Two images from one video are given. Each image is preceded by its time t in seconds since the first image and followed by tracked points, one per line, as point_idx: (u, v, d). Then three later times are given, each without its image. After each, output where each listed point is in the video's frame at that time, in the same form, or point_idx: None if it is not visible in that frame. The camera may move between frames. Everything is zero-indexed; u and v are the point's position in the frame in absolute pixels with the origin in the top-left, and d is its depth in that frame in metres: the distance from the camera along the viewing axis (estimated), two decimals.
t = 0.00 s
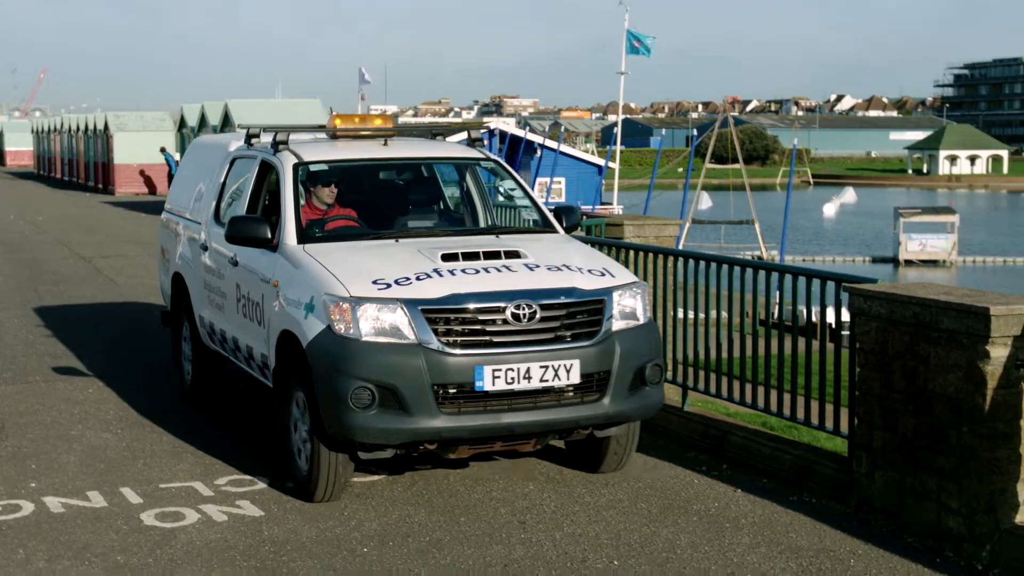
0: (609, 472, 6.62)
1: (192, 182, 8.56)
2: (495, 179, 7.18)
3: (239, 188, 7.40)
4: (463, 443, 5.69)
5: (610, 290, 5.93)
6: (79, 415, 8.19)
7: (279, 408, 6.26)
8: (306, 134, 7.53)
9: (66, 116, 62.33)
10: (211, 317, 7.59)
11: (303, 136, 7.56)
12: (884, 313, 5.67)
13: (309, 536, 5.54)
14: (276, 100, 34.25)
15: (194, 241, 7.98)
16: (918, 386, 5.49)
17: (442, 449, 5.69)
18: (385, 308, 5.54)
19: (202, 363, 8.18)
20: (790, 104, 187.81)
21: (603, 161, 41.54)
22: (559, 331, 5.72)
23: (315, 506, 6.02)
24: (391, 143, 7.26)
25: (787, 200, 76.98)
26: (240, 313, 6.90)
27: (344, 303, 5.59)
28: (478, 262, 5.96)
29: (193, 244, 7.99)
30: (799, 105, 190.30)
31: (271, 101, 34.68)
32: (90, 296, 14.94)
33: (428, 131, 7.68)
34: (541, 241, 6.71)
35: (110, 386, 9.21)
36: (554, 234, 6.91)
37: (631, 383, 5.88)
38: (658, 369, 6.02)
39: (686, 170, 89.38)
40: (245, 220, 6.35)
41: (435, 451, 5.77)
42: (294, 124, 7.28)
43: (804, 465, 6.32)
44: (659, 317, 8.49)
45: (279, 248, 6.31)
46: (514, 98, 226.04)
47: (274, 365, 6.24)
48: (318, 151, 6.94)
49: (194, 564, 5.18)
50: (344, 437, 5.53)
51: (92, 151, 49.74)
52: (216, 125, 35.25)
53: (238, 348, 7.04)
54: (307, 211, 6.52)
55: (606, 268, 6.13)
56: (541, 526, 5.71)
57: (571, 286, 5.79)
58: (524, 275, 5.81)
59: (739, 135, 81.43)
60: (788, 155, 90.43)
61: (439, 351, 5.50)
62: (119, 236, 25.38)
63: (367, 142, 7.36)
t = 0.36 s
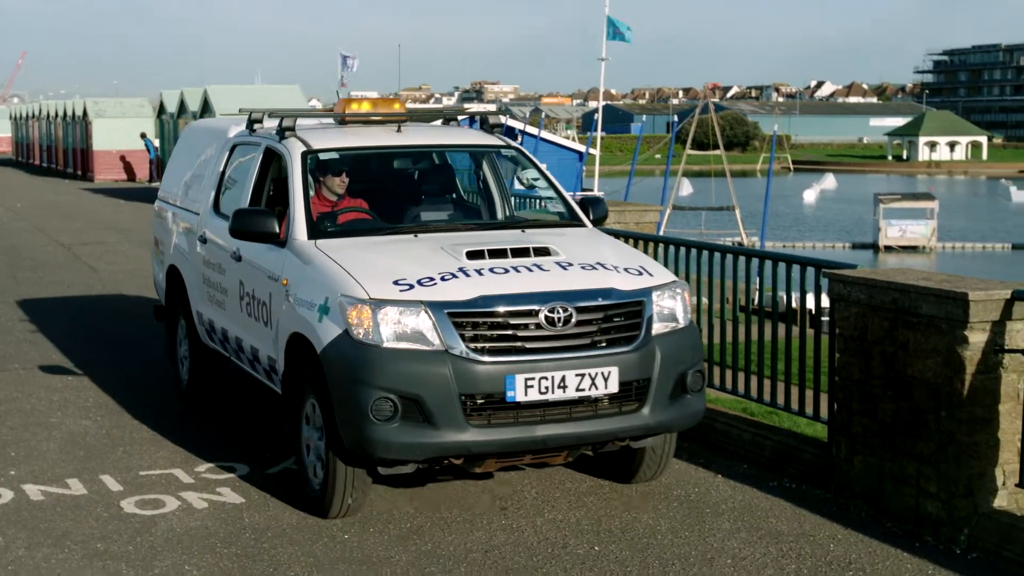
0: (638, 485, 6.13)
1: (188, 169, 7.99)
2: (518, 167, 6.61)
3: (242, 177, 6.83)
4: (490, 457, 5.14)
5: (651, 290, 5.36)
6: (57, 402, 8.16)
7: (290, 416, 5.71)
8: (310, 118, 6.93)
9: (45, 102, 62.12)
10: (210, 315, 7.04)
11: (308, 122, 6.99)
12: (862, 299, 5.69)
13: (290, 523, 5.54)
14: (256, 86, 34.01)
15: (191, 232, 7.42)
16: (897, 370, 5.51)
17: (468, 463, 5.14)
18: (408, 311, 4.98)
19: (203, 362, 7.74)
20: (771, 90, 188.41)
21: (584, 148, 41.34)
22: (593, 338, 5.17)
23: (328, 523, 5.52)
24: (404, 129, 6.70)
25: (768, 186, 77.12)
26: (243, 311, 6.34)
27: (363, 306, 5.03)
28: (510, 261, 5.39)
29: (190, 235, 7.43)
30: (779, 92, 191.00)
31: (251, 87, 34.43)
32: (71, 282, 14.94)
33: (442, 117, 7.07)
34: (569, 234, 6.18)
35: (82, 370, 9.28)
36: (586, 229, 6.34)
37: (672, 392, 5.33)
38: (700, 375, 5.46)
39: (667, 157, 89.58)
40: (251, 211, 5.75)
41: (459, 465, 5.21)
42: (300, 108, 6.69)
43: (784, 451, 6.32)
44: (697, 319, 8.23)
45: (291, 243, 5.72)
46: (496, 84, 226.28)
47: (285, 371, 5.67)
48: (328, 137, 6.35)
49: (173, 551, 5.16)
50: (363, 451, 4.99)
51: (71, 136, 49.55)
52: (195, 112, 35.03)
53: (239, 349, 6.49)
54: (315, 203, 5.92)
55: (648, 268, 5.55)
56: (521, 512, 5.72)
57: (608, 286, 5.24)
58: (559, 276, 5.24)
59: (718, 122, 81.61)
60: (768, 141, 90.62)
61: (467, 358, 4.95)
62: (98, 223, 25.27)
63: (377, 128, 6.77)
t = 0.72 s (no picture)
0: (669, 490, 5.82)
1: (186, 163, 7.84)
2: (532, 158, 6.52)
3: (239, 173, 6.72)
4: (506, 467, 4.89)
5: (676, 287, 5.12)
6: (42, 394, 8.14)
7: (292, 422, 5.48)
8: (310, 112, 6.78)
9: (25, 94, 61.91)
10: (208, 315, 6.90)
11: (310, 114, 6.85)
12: (846, 290, 5.70)
13: (273, 515, 5.53)
14: (239, 78, 33.86)
15: (188, 229, 7.29)
16: (881, 361, 5.52)
17: (484, 471, 4.89)
18: (422, 313, 4.72)
19: (199, 363, 7.53)
20: (754, 81, 188.60)
21: (568, 139, 41.23)
22: (617, 340, 4.91)
23: (336, 536, 5.21)
24: (409, 120, 6.53)
25: (751, 177, 77.21)
26: (244, 312, 6.18)
27: (374, 307, 4.76)
28: (525, 258, 5.17)
29: (188, 232, 7.30)
30: (763, 83, 191.36)
31: (234, 78, 34.26)
32: (54, 274, 14.92)
33: (446, 108, 6.90)
34: (577, 230, 6.04)
35: (64, 364, 9.30)
36: (599, 223, 6.23)
37: (698, 397, 5.08)
38: (726, 379, 5.22)
39: (651, 148, 89.61)
40: (253, 207, 5.63)
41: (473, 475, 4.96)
42: (302, 100, 6.51)
43: (768, 441, 6.35)
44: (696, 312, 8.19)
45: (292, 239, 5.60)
46: (480, 74, 226.09)
47: (286, 375, 5.47)
48: (331, 129, 6.21)
49: (157, 544, 5.15)
50: (374, 460, 4.72)
51: (53, 128, 49.40)
52: (177, 103, 34.89)
53: (240, 351, 6.36)
54: (319, 197, 5.79)
55: (670, 267, 5.29)
56: (505, 504, 5.71)
57: (632, 285, 4.98)
58: (578, 273, 5.00)
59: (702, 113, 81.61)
60: (752, 132, 90.69)
61: (484, 362, 4.69)
62: (80, 214, 25.17)
63: (381, 119, 6.54)
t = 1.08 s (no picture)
0: (658, 489, 5.79)
1: (176, 158, 7.81)
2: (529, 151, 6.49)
3: (231, 166, 6.70)
4: (505, 466, 4.89)
5: (676, 283, 5.13)
6: (29, 388, 8.13)
7: (286, 418, 5.48)
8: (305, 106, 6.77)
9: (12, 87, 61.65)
10: (201, 310, 6.89)
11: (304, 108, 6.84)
12: (834, 283, 5.71)
13: (262, 509, 5.53)
14: (227, 70, 33.74)
15: (179, 224, 7.27)
16: (869, 354, 5.53)
17: (482, 470, 4.89)
18: (419, 309, 4.72)
19: (190, 359, 7.52)
20: (743, 74, 188.57)
21: (556, 132, 41.16)
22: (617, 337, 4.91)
23: (331, 535, 5.16)
24: (404, 114, 6.52)
25: (740, 170, 77.23)
26: (237, 308, 6.18)
27: (371, 303, 4.75)
28: (524, 253, 5.17)
29: (179, 227, 7.28)
30: (752, 76, 191.39)
31: (222, 71, 34.16)
32: (41, 267, 14.88)
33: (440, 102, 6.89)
34: (575, 224, 6.03)
35: (54, 357, 9.31)
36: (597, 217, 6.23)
37: (699, 392, 5.09)
38: (727, 375, 5.23)
39: (640, 141, 89.58)
40: (247, 202, 5.62)
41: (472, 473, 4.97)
42: (297, 93, 6.51)
43: (756, 435, 6.36)
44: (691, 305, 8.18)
45: (286, 234, 5.59)
46: (468, 68, 225.84)
47: (281, 372, 5.48)
48: (323, 123, 6.21)
49: (146, 538, 5.15)
50: (370, 458, 4.73)
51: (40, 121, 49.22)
52: (165, 96, 34.76)
53: (233, 346, 6.35)
54: (315, 191, 5.78)
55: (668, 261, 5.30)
56: (494, 497, 5.72)
57: (633, 281, 4.98)
58: (577, 268, 5.00)
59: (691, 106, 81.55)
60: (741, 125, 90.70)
61: (482, 358, 4.69)
62: (67, 208, 25.08)
63: (378, 112, 6.52)
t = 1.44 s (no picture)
0: (655, 485, 5.80)
1: (172, 158, 7.81)
2: (526, 146, 6.48)
3: (228, 164, 6.70)
4: (499, 460, 4.90)
5: (673, 276, 5.13)
6: (24, 385, 8.12)
7: (281, 413, 5.48)
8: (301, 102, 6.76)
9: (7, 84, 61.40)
10: (197, 309, 6.89)
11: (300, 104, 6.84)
12: (830, 279, 5.71)
13: (260, 505, 5.53)
14: (225, 67, 33.70)
15: (176, 223, 7.26)
16: (865, 351, 5.53)
17: (478, 464, 4.88)
18: (414, 303, 4.72)
19: (186, 357, 7.52)
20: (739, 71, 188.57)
21: (554, 130, 41.04)
22: (611, 331, 4.90)
23: (327, 531, 5.15)
24: (399, 110, 6.51)
25: (737, 167, 77.21)
26: (233, 304, 6.18)
27: (367, 298, 4.76)
28: (521, 248, 5.18)
29: (175, 226, 7.28)
30: (748, 73, 191.44)
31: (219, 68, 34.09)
32: (36, 264, 14.89)
33: (436, 98, 6.89)
34: (571, 220, 6.03)
35: (49, 353, 9.30)
36: (595, 213, 6.23)
37: (695, 386, 5.09)
38: (723, 370, 5.22)
39: (637, 137, 89.55)
40: (243, 199, 5.62)
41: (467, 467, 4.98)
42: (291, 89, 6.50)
43: (752, 431, 6.37)
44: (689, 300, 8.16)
45: (283, 228, 5.59)
46: (465, 64, 225.63)
47: (278, 367, 5.47)
48: (318, 119, 6.21)
49: (143, 534, 5.15)
50: (366, 453, 4.72)
51: (35, 118, 49.11)
52: (162, 93, 34.70)
53: (229, 343, 6.35)
54: (312, 186, 5.79)
55: (662, 255, 5.30)
56: (491, 493, 5.72)
57: (628, 274, 4.98)
58: (571, 261, 5.01)
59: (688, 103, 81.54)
60: (738, 122, 90.68)
61: (477, 351, 4.69)
62: (62, 205, 25.01)
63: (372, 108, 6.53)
